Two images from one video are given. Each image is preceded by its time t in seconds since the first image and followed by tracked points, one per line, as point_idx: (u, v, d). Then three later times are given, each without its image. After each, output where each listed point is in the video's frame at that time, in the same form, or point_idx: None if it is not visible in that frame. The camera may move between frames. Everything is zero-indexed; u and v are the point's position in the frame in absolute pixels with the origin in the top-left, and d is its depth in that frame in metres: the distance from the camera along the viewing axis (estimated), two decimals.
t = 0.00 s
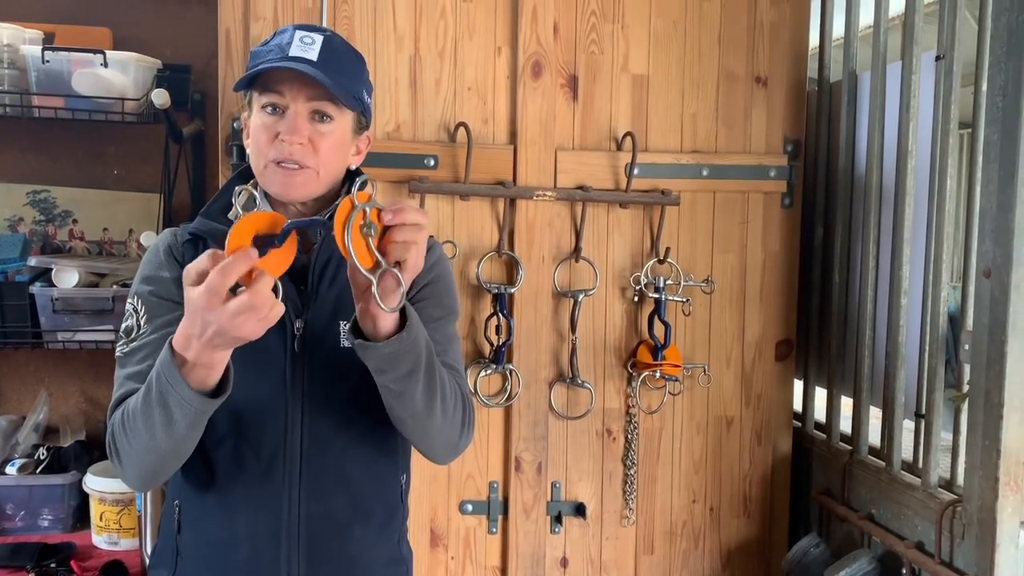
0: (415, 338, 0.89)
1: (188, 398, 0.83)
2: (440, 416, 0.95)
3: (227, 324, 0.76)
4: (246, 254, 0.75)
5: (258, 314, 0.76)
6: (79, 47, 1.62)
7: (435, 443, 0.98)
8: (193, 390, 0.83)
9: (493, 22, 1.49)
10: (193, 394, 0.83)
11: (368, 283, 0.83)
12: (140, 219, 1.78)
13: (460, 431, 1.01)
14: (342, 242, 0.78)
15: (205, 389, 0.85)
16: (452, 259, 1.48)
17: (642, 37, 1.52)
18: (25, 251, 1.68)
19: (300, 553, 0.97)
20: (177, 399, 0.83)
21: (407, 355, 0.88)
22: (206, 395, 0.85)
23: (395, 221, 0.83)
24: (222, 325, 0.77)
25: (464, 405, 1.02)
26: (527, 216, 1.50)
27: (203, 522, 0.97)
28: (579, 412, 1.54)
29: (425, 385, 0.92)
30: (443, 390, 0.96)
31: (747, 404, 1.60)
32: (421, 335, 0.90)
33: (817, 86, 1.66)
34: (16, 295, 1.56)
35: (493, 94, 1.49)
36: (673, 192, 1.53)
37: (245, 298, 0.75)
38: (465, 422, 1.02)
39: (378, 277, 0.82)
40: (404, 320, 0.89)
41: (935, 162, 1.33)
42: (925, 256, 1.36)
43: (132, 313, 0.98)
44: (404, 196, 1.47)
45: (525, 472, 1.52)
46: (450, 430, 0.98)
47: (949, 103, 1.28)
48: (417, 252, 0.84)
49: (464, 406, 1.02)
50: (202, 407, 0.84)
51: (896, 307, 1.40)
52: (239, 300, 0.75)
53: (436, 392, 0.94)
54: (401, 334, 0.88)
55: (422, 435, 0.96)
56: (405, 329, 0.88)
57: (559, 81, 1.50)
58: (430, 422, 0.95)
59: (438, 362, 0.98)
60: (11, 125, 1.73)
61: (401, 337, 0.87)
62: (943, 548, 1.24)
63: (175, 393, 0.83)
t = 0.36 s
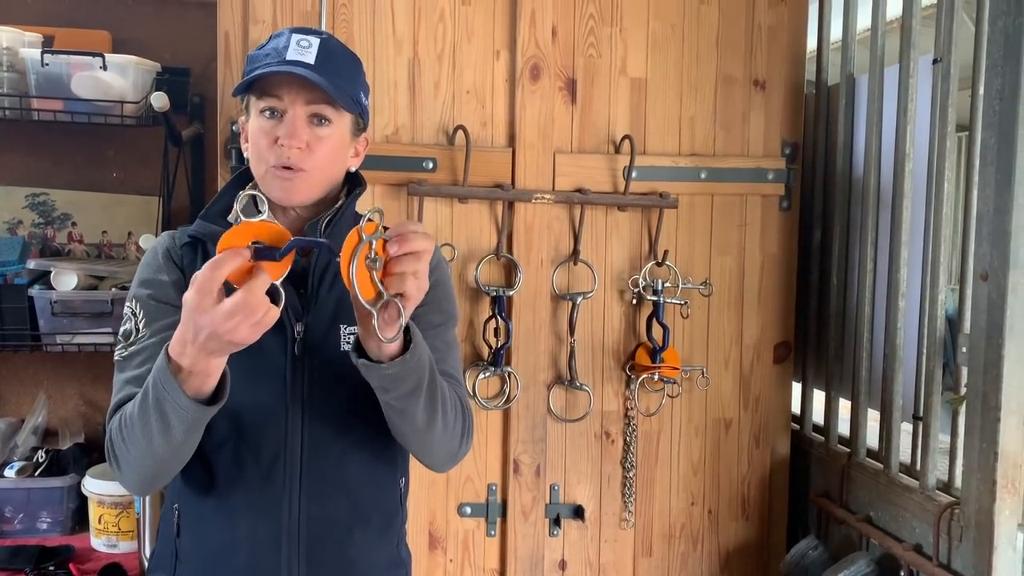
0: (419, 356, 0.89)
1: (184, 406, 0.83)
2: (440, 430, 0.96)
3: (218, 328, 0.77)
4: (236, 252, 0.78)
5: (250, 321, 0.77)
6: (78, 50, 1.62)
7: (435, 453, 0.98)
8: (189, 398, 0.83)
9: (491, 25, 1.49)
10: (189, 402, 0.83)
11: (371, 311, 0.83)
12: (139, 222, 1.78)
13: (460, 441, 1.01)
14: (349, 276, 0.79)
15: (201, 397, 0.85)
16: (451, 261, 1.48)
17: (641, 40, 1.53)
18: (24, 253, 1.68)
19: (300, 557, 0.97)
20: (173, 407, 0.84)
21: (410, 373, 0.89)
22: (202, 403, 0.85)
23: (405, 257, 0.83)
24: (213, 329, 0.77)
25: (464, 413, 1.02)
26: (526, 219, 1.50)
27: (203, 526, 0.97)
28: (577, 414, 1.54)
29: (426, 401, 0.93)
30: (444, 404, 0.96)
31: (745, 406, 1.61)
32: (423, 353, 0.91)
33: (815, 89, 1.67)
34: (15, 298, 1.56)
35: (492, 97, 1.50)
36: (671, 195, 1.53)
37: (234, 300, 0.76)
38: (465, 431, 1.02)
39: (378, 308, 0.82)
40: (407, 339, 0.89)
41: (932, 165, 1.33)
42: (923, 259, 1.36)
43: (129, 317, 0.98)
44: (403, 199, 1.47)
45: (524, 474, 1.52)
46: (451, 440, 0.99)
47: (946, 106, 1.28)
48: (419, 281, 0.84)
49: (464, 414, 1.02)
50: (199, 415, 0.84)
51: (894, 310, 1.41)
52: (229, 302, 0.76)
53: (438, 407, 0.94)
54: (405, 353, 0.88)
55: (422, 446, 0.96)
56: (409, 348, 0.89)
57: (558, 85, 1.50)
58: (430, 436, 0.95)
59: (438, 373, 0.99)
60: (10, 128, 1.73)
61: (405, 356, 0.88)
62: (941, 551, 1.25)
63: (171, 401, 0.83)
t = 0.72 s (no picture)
0: (427, 373, 0.90)
1: (186, 411, 0.83)
2: (446, 437, 0.97)
3: (218, 335, 0.76)
4: (247, 256, 0.75)
5: (251, 331, 0.77)
6: (76, 52, 1.62)
7: (439, 460, 1.00)
8: (191, 403, 0.83)
9: (489, 26, 1.49)
10: (191, 407, 0.83)
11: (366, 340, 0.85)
12: (138, 224, 1.78)
13: (465, 446, 1.02)
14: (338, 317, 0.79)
15: (202, 401, 0.85)
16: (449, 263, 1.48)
17: (638, 42, 1.53)
18: (21, 255, 1.68)
19: (302, 560, 0.97)
20: (175, 411, 0.84)
21: (419, 389, 0.90)
22: (204, 408, 0.85)
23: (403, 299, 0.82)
24: (214, 336, 0.76)
25: (471, 418, 1.03)
26: (524, 220, 1.50)
27: (204, 530, 0.97)
28: (576, 416, 1.54)
29: (434, 413, 0.94)
30: (451, 414, 0.97)
31: (744, 407, 1.61)
32: (432, 368, 0.91)
33: (812, 90, 1.67)
34: (12, 300, 1.56)
35: (490, 98, 1.50)
36: (669, 196, 1.53)
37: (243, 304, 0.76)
38: (470, 435, 1.03)
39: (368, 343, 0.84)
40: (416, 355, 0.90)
41: (929, 166, 1.33)
42: (921, 259, 1.36)
43: (127, 318, 0.97)
44: (401, 200, 1.47)
45: (522, 476, 1.52)
46: (456, 446, 1.00)
47: (944, 107, 1.28)
48: (414, 331, 0.83)
49: (470, 417, 1.03)
50: (200, 420, 0.84)
51: (892, 311, 1.41)
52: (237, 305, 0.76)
53: (445, 417, 0.95)
54: (414, 370, 0.89)
55: (428, 453, 0.98)
56: (418, 365, 0.89)
57: (555, 86, 1.50)
58: (436, 444, 0.97)
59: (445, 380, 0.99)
60: (8, 130, 1.72)
61: (414, 373, 0.89)
62: (939, 551, 1.25)
63: (173, 405, 0.83)
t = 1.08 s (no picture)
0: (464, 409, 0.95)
1: (157, 399, 0.83)
2: (464, 465, 1.02)
3: (193, 322, 0.76)
4: (253, 254, 0.75)
5: (220, 325, 0.76)
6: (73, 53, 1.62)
7: (451, 483, 1.03)
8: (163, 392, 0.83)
9: (487, 27, 1.49)
10: (162, 396, 0.83)
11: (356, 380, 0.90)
12: (135, 225, 1.77)
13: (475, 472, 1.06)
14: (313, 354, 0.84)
15: (174, 394, 0.85)
16: (447, 264, 1.48)
17: (636, 42, 1.53)
18: (19, 256, 1.68)
19: (299, 562, 0.97)
20: (146, 398, 0.83)
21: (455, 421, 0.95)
22: (175, 400, 0.85)
23: (430, 378, 0.89)
24: (188, 323, 0.77)
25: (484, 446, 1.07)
26: (521, 221, 1.50)
27: (202, 532, 0.97)
28: (574, 416, 1.54)
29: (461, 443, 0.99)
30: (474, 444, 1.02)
31: (742, 408, 1.61)
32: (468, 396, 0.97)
33: (810, 90, 1.67)
34: (9, 302, 1.55)
35: (487, 99, 1.50)
36: (667, 197, 1.53)
37: (226, 295, 0.76)
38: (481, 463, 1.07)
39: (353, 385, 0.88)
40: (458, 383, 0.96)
41: (927, 167, 1.33)
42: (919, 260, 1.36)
43: (121, 308, 0.97)
44: (399, 201, 1.47)
45: (520, 477, 1.52)
46: (471, 471, 1.04)
47: (941, 108, 1.28)
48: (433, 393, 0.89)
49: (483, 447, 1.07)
50: (170, 411, 0.84)
51: (890, 311, 1.41)
52: (219, 293, 0.76)
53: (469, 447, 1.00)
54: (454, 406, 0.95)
55: (444, 468, 1.01)
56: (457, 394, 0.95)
57: (553, 87, 1.50)
58: (453, 469, 1.01)
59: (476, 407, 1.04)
60: (5, 131, 1.72)
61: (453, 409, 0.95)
62: (938, 552, 1.25)
63: (145, 392, 0.83)
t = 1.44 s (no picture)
0: (458, 361, 0.96)
1: (156, 394, 0.83)
2: (472, 432, 1.01)
3: (188, 311, 0.76)
4: (245, 241, 0.76)
5: (215, 314, 0.77)
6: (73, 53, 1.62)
7: (464, 458, 1.03)
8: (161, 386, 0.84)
9: (486, 27, 1.49)
10: (162, 390, 0.84)
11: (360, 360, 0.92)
12: (135, 225, 1.77)
13: (486, 444, 1.05)
14: (313, 335, 0.86)
15: (172, 388, 0.85)
16: (446, 264, 1.48)
17: (635, 43, 1.53)
18: (18, 257, 1.68)
19: (299, 561, 0.97)
20: (145, 394, 0.84)
21: (453, 373, 0.96)
22: (174, 394, 0.85)
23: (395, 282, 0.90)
24: (183, 313, 0.76)
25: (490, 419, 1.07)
26: (520, 222, 1.50)
27: (202, 531, 0.97)
28: (573, 417, 1.54)
29: (464, 405, 0.99)
30: (478, 409, 1.02)
31: (741, 408, 1.61)
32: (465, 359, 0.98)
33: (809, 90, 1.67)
34: (9, 303, 1.55)
35: (487, 100, 1.50)
36: (667, 198, 1.54)
37: (221, 282, 0.76)
38: (490, 435, 1.06)
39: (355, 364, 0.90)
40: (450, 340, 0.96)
41: (927, 167, 1.33)
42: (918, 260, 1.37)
43: (122, 309, 0.97)
44: (398, 202, 1.47)
45: (520, 477, 1.52)
46: (481, 452, 1.04)
47: (940, 108, 1.28)
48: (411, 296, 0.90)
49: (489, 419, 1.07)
50: (170, 406, 0.85)
51: (890, 311, 1.41)
52: (214, 281, 0.76)
53: (473, 410, 1.00)
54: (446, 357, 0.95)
55: (454, 449, 1.01)
56: (452, 351, 0.95)
57: (552, 87, 1.50)
58: (464, 439, 1.01)
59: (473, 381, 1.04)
60: (5, 131, 1.72)
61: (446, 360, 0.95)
62: (937, 552, 1.25)
63: (143, 388, 0.83)
